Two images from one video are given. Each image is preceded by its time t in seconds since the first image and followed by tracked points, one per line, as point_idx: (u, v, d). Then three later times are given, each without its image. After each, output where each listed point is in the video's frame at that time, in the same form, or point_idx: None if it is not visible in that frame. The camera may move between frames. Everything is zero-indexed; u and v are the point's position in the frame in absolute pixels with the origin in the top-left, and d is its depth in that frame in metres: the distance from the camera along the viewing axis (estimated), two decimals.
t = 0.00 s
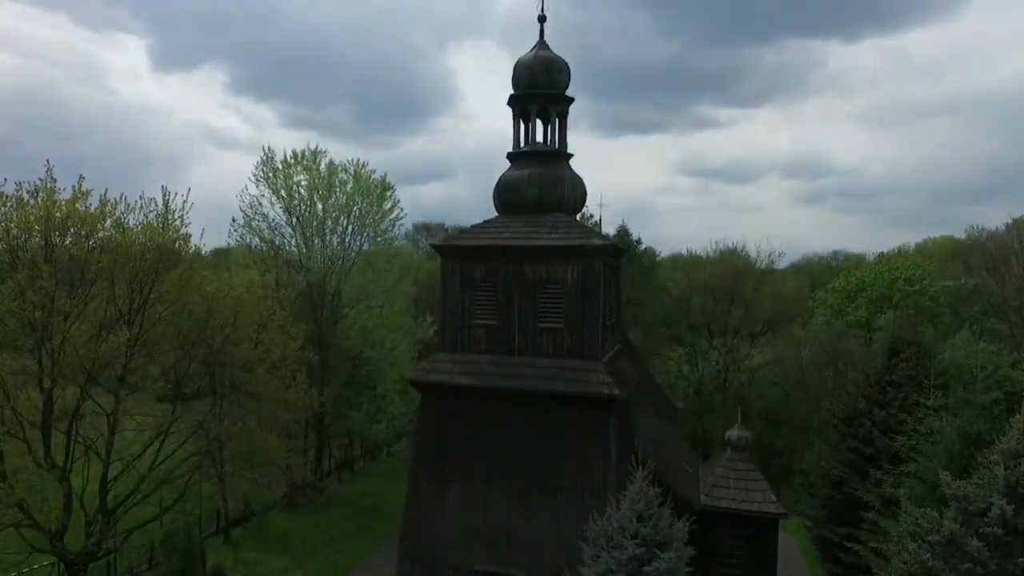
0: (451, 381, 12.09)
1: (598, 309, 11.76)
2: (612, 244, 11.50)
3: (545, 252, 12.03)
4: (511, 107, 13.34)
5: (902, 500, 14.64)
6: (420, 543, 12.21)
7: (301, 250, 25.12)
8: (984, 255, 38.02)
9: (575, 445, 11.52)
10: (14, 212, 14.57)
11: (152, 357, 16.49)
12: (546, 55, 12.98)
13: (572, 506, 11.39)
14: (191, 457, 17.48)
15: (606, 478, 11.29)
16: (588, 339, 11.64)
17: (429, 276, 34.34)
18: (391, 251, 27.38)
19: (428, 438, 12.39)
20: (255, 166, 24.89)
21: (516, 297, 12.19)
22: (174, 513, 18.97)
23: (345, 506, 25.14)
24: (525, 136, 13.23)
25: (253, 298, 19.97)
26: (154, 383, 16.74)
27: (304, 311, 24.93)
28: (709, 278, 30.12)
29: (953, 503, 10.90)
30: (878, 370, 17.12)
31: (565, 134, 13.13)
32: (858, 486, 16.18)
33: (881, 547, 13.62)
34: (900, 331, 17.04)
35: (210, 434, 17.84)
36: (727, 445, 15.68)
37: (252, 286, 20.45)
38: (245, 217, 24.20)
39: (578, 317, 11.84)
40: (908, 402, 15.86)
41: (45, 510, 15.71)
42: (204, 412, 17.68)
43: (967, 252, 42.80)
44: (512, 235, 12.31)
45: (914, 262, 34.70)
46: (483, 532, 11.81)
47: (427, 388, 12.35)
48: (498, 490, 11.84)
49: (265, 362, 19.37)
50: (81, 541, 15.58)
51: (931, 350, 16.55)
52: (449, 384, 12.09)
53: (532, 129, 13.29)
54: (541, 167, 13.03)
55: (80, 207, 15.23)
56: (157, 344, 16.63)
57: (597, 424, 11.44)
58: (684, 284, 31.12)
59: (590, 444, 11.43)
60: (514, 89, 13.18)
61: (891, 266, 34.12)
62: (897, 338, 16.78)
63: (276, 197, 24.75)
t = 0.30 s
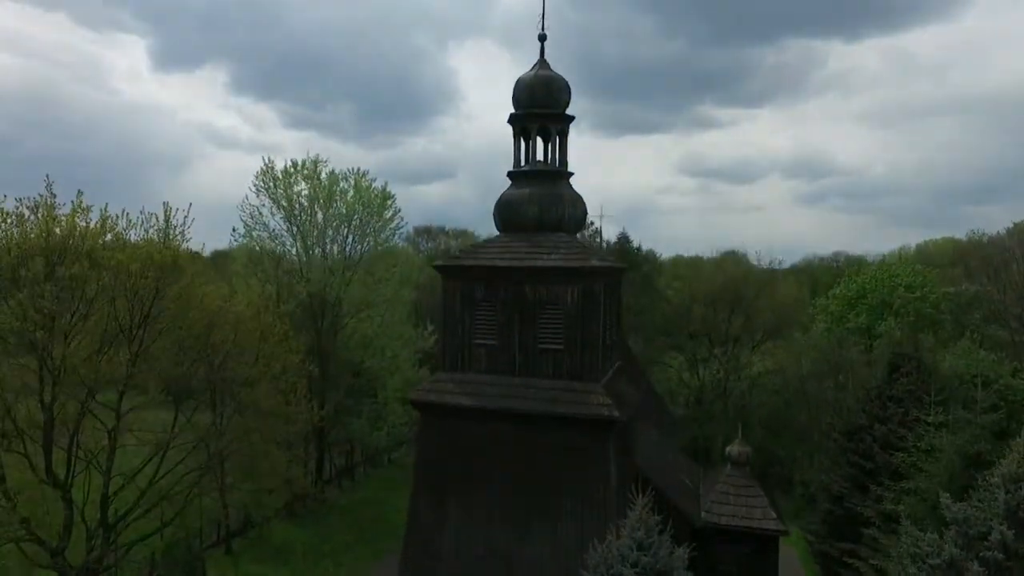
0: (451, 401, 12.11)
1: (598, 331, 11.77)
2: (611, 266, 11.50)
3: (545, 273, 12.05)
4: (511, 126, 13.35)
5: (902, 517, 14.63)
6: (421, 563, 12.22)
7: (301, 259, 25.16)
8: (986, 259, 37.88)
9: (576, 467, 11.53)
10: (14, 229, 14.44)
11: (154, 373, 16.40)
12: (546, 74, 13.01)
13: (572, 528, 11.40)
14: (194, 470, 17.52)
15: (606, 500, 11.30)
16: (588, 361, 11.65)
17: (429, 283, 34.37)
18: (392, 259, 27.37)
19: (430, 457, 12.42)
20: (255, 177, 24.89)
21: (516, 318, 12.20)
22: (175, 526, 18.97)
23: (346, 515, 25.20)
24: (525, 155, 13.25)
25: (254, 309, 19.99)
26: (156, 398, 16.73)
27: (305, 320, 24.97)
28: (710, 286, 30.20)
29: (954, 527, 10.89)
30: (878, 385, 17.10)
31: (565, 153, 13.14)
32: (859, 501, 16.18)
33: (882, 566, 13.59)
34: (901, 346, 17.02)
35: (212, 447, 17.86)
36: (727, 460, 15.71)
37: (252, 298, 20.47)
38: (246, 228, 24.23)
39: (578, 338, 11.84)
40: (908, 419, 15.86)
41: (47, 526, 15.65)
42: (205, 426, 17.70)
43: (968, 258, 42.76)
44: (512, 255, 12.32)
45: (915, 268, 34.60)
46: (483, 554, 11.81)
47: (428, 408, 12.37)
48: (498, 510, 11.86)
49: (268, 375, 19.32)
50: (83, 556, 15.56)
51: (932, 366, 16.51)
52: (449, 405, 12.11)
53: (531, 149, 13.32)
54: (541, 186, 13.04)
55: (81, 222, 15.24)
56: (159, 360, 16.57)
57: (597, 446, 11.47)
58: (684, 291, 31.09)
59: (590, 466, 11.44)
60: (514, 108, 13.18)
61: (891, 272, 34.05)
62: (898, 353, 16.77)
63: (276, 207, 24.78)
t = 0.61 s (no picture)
0: (452, 421, 12.11)
1: (598, 352, 11.76)
2: (611, 288, 11.49)
3: (545, 293, 12.04)
4: (511, 145, 13.36)
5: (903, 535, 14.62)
6: None
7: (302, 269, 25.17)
8: (986, 265, 37.81)
9: (575, 489, 11.53)
10: (11, 247, 14.04)
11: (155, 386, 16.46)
12: (547, 94, 13.03)
13: (572, 550, 11.40)
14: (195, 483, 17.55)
15: (606, 522, 11.30)
16: (589, 383, 11.65)
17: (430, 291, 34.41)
18: (392, 268, 27.36)
19: (429, 477, 12.41)
20: (255, 186, 24.92)
21: (516, 338, 12.19)
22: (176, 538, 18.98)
23: (347, 524, 25.21)
24: (525, 174, 13.26)
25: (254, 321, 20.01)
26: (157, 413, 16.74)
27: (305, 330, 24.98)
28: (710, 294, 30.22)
29: (955, 551, 10.87)
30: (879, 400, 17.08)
31: (566, 172, 13.15)
32: (860, 517, 16.14)
33: None
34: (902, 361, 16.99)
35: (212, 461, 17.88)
36: (727, 475, 15.74)
37: (252, 310, 20.46)
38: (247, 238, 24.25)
39: (578, 360, 11.83)
40: (909, 435, 15.85)
41: (47, 542, 15.57)
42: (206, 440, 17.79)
43: (969, 262, 42.72)
44: (512, 275, 12.31)
45: (916, 275, 34.54)
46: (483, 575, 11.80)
47: (428, 428, 12.36)
48: (498, 531, 11.86)
49: (267, 388, 19.39)
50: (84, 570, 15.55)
51: (933, 382, 16.49)
52: (449, 426, 12.10)
53: (532, 168, 13.32)
54: (541, 205, 13.05)
55: (81, 239, 14.98)
56: (159, 375, 16.79)
57: (597, 468, 11.47)
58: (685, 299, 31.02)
59: (590, 488, 11.45)
60: (514, 128, 13.19)
61: (892, 279, 34.01)
62: (899, 369, 16.75)
63: (277, 217, 24.81)
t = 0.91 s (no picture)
0: (452, 445, 12.11)
1: (598, 377, 11.74)
2: (611, 313, 11.48)
3: (545, 317, 12.03)
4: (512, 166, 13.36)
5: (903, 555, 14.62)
6: None
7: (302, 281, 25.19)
8: (987, 271, 37.80)
9: (575, 513, 11.54)
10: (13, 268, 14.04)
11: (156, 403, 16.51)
12: (547, 115, 13.03)
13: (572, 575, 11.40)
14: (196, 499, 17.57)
15: (606, 547, 11.29)
16: (589, 408, 11.64)
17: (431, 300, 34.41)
18: (392, 278, 27.38)
19: (430, 500, 12.42)
20: (256, 198, 24.95)
21: (516, 362, 12.18)
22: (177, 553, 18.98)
23: (347, 534, 25.20)
24: (526, 196, 13.26)
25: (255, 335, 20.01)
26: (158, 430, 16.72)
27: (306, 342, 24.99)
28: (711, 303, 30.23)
29: None
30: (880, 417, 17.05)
31: (567, 194, 13.15)
32: (860, 535, 16.14)
33: None
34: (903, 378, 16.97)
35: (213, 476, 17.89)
36: (728, 494, 15.76)
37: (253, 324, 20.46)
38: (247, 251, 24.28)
39: (579, 384, 11.81)
40: (910, 453, 15.85)
41: (48, 560, 15.53)
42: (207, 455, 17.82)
43: (970, 269, 42.69)
44: (513, 299, 12.30)
45: (917, 283, 34.51)
46: None
47: (429, 451, 12.36)
48: (499, 554, 11.87)
49: (268, 403, 19.40)
50: None
51: (934, 399, 16.47)
52: (450, 450, 12.11)
53: (533, 189, 13.33)
54: (542, 227, 13.04)
55: (83, 258, 15.01)
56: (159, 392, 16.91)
57: (597, 493, 11.48)
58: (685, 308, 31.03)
59: (590, 513, 11.45)
60: (515, 149, 13.19)
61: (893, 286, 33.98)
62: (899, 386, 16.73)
63: (278, 229, 24.84)
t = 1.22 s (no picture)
0: (452, 466, 12.12)
1: (598, 398, 11.74)
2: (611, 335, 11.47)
3: (545, 339, 12.03)
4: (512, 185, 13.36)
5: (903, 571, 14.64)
6: None
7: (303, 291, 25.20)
8: (988, 277, 37.73)
9: (576, 535, 11.54)
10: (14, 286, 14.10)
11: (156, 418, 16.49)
12: (547, 134, 13.03)
13: None
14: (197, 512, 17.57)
15: (606, 569, 11.30)
16: (588, 430, 11.64)
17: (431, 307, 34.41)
18: (393, 287, 27.38)
19: (430, 521, 12.43)
20: (256, 209, 24.98)
21: (516, 383, 12.18)
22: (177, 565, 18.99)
23: (347, 544, 25.27)
24: (526, 215, 13.26)
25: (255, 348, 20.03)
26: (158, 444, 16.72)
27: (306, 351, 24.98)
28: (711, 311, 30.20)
29: None
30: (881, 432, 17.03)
31: (567, 213, 13.14)
32: (861, 551, 16.16)
33: None
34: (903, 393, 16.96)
35: (214, 489, 17.91)
36: (728, 509, 15.80)
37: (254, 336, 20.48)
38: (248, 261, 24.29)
39: (578, 406, 11.81)
40: (910, 469, 15.84)
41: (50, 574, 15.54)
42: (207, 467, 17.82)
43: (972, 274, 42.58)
44: (513, 320, 12.30)
45: (918, 289, 34.45)
46: None
47: (429, 472, 12.36)
48: None
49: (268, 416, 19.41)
50: None
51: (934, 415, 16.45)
52: (450, 471, 12.11)
53: (533, 208, 13.33)
54: (542, 247, 13.04)
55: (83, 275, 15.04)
56: (160, 407, 16.98)
57: (597, 514, 11.48)
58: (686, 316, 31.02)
59: (590, 535, 11.46)
60: (515, 168, 13.19)
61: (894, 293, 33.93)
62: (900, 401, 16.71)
63: (278, 239, 24.86)
